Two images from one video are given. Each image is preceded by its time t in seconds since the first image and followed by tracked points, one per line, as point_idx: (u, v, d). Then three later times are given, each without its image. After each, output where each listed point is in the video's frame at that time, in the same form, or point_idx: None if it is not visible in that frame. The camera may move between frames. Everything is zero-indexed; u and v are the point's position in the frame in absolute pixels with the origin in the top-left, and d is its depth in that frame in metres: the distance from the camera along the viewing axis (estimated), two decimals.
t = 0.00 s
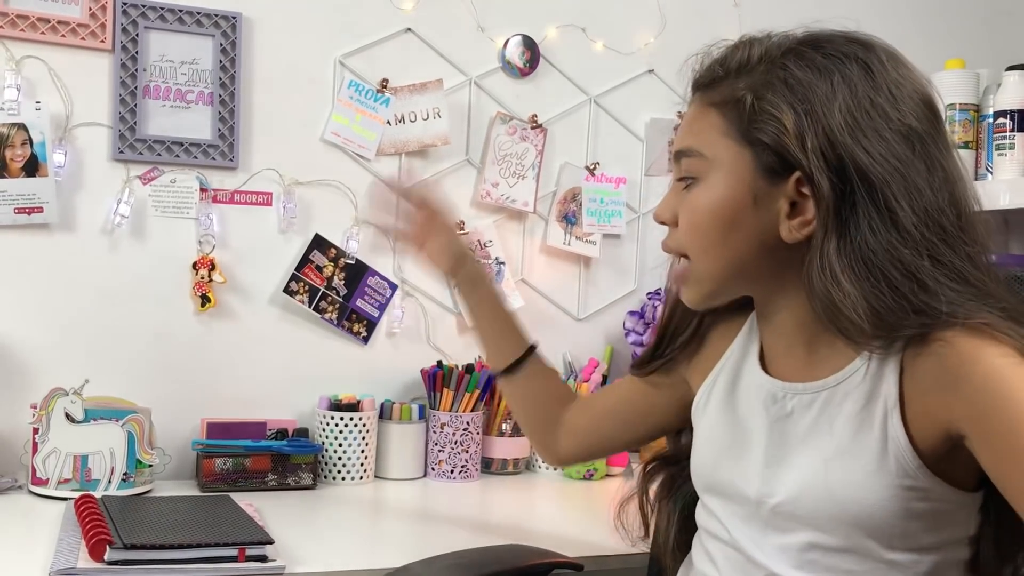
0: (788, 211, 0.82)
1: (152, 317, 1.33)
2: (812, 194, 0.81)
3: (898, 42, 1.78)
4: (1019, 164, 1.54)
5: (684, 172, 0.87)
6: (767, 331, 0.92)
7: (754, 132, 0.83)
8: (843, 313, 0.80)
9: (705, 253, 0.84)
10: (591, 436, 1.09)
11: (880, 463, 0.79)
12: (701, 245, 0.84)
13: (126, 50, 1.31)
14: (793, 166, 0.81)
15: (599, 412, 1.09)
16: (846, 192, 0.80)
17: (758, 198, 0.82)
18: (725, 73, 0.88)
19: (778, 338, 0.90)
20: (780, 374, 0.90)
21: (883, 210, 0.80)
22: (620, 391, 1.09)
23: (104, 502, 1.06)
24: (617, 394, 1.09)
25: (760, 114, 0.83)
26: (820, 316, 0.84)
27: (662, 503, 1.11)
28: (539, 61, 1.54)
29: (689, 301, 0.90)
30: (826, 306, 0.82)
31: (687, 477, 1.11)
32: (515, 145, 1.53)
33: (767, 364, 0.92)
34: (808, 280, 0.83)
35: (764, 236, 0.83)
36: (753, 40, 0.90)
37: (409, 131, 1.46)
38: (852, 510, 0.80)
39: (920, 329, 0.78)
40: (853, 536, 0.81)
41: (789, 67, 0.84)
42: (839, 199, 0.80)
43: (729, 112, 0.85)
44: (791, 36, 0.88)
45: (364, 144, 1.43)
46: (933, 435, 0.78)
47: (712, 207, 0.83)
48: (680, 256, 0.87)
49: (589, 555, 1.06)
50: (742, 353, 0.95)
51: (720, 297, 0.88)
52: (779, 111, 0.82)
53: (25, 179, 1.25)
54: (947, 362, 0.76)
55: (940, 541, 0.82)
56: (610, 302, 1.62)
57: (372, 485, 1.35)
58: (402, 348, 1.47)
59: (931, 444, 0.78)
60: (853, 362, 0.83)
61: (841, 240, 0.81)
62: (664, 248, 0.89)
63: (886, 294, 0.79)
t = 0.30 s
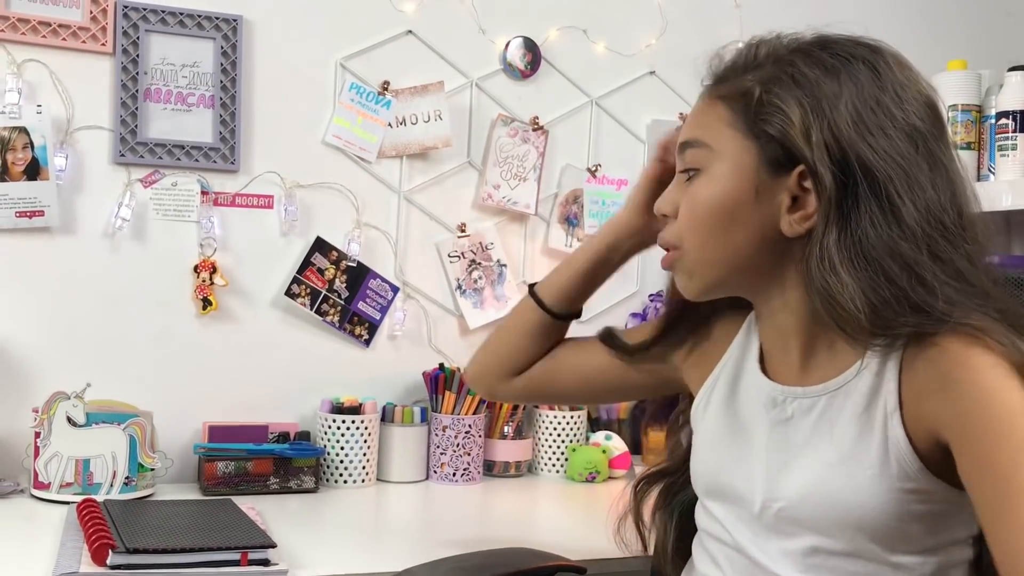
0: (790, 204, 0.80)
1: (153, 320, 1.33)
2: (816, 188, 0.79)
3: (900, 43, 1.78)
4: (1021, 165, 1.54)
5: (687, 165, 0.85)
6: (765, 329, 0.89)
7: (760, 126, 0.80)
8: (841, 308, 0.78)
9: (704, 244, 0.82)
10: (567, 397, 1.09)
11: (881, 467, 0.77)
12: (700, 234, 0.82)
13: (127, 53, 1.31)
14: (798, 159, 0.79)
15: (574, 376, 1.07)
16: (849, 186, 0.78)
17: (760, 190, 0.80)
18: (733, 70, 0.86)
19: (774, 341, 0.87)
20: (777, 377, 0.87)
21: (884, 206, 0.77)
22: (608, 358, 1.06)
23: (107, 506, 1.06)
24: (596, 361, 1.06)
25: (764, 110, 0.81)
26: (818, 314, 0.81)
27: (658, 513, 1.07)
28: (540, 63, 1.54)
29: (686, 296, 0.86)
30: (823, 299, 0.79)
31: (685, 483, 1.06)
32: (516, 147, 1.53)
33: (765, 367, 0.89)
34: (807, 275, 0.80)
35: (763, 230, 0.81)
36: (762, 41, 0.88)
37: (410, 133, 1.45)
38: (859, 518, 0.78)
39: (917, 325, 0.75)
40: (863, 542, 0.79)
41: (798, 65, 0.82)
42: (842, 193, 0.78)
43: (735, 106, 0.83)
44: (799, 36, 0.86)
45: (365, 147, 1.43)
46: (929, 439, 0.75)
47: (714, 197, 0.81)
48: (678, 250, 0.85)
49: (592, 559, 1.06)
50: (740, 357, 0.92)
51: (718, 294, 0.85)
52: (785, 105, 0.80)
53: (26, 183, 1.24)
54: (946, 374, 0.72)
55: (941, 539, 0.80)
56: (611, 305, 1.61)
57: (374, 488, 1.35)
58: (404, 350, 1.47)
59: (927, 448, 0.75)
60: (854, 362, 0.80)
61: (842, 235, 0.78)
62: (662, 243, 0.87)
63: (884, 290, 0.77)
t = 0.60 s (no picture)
0: (751, 220, 0.77)
1: (158, 327, 1.33)
2: (781, 207, 0.75)
3: (904, 47, 1.79)
4: None
5: (653, 166, 0.82)
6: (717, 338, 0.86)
7: (726, 137, 0.77)
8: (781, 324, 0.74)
9: (664, 247, 0.79)
10: (533, 346, 1.08)
11: (797, 460, 0.72)
12: (657, 239, 0.80)
13: (132, 60, 1.31)
14: (764, 176, 0.76)
15: (551, 333, 1.05)
16: (812, 207, 0.75)
17: (723, 204, 0.77)
18: (706, 75, 0.82)
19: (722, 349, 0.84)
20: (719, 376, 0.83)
21: (836, 221, 0.73)
22: (582, 321, 1.04)
23: (114, 512, 1.06)
24: (576, 323, 1.04)
25: (728, 122, 0.77)
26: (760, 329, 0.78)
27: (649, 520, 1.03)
28: (544, 69, 1.54)
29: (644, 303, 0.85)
30: (757, 311, 0.75)
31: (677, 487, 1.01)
32: (520, 152, 1.53)
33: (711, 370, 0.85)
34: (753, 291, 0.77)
35: (718, 242, 0.78)
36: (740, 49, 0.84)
37: (415, 139, 1.46)
38: (783, 518, 0.73)
39: (858, 335, 0.70)
40: (799, 541, 0.73)
41: (773, 79, 0.78)
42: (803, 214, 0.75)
43: (705, 113, 0.79)
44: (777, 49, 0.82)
45: (369, 153, 1.44)
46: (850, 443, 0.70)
47: (679, 205, 0.78)
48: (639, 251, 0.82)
49: (599, 565, 1.05)
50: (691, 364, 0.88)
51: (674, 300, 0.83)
52: (755, 118, 0.76)
53: (32, 190, 1.25)
54: (868, 377, 0.67)
55: (888, 532, 0.74)
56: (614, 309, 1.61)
57: (379, 493, 1.35)
58: (409, 356, 1.48)
59: (845, 451, 0.70)
60: (784, 364, 0.76)
61: (791, 249, 0.75)
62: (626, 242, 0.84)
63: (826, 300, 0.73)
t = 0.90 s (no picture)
0: (659, 230, 0.72)
1: (171, 329, 1.34)
2: (684, 220, 0.71)
3: (913, 46, 1.79)
4: None
5: (575, 175, 0.78)
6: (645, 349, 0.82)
7: (636, 152, 0.73)
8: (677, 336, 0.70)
9: (578, 256, 0.76)
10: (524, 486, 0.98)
11: (701, 462, 0.70)
12: (571, 250, 0.76)
13: (144, 63, 1.32)
14: (667, 188, 0.71)
15: (527, 463, 0.97)
16: (711, 218, 0.70)
17: (632, 215, 0.73)
18: (629, 84, 0.77)
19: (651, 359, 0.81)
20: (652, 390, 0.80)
21: (735, 233, 0.69)
22: (542, 440, 0.97)
23: (128, 514, 1.07)
24: (541, 447, 0.97)
25: (641, 137, 0.73)
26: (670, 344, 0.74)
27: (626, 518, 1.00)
28: (553, 69, 1.54)
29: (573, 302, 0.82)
30: (655, 322, 0.72)
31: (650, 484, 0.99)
32: (530, 153, 1.53)
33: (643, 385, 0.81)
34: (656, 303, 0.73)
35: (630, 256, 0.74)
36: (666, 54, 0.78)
37: (426, 140, 1.46)
38: (700, 514, 0.70)
39: (747, 348, 0.67)
40: (723, 539, 0.71)
41: (685, 90, 0.72)
42: (701, 225, 0.70)
43: (620, 124, 0.75)
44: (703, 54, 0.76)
45: (380, 154, 1.44)
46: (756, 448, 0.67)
47: (590, 215, 0.75)
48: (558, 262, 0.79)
49: (612, 565, 1.05)
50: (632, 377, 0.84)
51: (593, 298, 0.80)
52: (661, 128, 0.72)
53: (46, 194, 1.26)
54: (763, 390, 0.65)
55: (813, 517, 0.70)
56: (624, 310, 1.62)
57: (392, 494, 1.36)
58: (420, 357, 1.48)
59: (752, 457, 0.68)
60: (690, 377, 0.73)
61: (691, 260, 0.71)
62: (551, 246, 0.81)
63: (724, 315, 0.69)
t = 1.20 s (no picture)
0: (561, 232, 0.77)
1: (185, 326, 1.34)
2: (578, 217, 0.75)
3: (928, 40, 1.78)
4: None
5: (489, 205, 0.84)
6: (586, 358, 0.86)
7: (532, 166, 0.78)
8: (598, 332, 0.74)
9: (499, 276, 0.82)
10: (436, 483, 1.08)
11: (658, 466, 0.75)
12: (493, 270, 0.82)
13: (158, 61, 1.32)
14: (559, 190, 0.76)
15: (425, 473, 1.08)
16: (603, 211, 0.74)
17: (534, 223, 0.78)
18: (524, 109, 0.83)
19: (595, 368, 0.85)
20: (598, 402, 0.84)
21: (626, 222, 0.73)
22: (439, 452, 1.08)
23: (144, 510, 1.07)
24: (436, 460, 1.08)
25: (533, 151, 0.79)
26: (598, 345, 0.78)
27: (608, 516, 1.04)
28: (567, 65, 1.53)
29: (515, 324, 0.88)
30: (576, 318, 0.76)
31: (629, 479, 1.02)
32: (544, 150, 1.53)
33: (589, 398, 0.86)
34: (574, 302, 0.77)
35: (544, 259, 0.79)
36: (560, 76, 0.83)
37: (439, 138, 1.46)
38: (664, 516, 0.76)
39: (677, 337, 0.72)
40: (687, 535, 0.76)
41: (567, 103, 0.78)
42: (596, 219, 0.74)
43: (514, 147, 0.81)
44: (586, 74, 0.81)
45: (394, 151, 1.44)
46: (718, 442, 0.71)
47: (501, 233, 0.80)
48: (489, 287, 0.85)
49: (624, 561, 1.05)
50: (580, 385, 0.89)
51: (529, 317, 0.85)
52: (548, 142, 0.77)
53: (61, 191, 1.26)
54: (706, 381, 0.69)
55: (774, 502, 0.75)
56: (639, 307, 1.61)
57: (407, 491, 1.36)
58: (434, 354, 1.48)
59: (708, 453, 0.72)
60: (633, 379, 0.78)
61: (595, 253, 0.74)
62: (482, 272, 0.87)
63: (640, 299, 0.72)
